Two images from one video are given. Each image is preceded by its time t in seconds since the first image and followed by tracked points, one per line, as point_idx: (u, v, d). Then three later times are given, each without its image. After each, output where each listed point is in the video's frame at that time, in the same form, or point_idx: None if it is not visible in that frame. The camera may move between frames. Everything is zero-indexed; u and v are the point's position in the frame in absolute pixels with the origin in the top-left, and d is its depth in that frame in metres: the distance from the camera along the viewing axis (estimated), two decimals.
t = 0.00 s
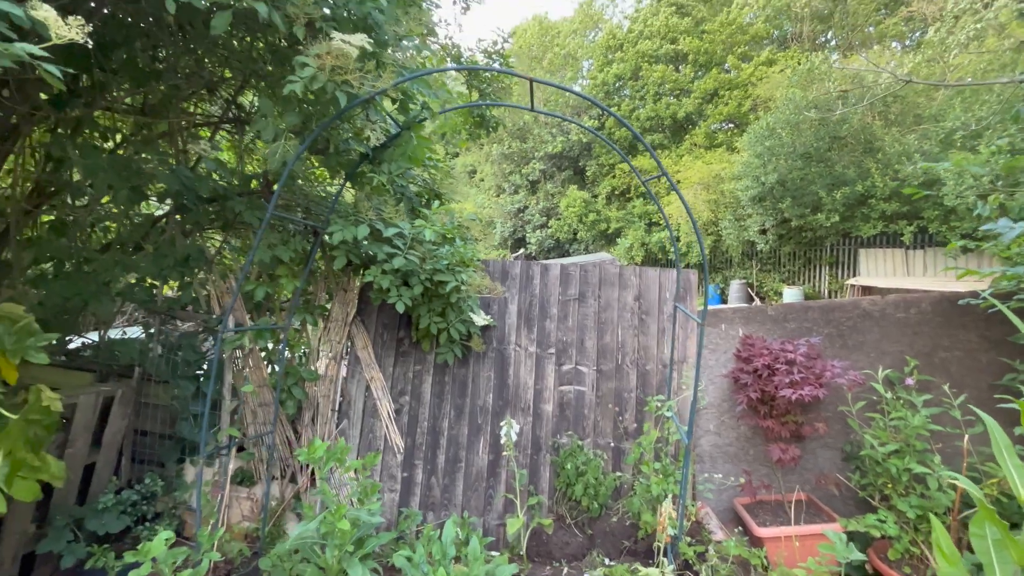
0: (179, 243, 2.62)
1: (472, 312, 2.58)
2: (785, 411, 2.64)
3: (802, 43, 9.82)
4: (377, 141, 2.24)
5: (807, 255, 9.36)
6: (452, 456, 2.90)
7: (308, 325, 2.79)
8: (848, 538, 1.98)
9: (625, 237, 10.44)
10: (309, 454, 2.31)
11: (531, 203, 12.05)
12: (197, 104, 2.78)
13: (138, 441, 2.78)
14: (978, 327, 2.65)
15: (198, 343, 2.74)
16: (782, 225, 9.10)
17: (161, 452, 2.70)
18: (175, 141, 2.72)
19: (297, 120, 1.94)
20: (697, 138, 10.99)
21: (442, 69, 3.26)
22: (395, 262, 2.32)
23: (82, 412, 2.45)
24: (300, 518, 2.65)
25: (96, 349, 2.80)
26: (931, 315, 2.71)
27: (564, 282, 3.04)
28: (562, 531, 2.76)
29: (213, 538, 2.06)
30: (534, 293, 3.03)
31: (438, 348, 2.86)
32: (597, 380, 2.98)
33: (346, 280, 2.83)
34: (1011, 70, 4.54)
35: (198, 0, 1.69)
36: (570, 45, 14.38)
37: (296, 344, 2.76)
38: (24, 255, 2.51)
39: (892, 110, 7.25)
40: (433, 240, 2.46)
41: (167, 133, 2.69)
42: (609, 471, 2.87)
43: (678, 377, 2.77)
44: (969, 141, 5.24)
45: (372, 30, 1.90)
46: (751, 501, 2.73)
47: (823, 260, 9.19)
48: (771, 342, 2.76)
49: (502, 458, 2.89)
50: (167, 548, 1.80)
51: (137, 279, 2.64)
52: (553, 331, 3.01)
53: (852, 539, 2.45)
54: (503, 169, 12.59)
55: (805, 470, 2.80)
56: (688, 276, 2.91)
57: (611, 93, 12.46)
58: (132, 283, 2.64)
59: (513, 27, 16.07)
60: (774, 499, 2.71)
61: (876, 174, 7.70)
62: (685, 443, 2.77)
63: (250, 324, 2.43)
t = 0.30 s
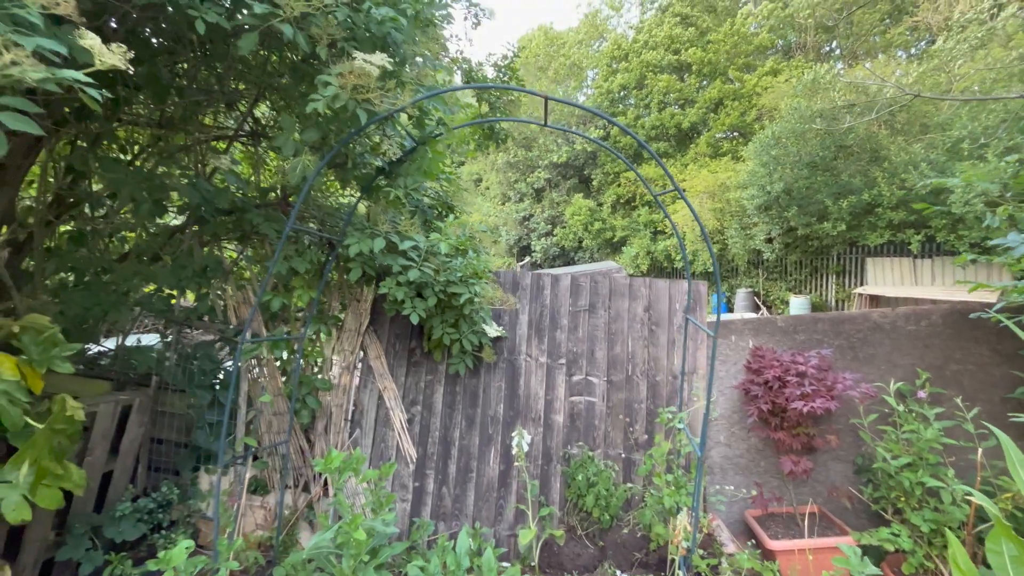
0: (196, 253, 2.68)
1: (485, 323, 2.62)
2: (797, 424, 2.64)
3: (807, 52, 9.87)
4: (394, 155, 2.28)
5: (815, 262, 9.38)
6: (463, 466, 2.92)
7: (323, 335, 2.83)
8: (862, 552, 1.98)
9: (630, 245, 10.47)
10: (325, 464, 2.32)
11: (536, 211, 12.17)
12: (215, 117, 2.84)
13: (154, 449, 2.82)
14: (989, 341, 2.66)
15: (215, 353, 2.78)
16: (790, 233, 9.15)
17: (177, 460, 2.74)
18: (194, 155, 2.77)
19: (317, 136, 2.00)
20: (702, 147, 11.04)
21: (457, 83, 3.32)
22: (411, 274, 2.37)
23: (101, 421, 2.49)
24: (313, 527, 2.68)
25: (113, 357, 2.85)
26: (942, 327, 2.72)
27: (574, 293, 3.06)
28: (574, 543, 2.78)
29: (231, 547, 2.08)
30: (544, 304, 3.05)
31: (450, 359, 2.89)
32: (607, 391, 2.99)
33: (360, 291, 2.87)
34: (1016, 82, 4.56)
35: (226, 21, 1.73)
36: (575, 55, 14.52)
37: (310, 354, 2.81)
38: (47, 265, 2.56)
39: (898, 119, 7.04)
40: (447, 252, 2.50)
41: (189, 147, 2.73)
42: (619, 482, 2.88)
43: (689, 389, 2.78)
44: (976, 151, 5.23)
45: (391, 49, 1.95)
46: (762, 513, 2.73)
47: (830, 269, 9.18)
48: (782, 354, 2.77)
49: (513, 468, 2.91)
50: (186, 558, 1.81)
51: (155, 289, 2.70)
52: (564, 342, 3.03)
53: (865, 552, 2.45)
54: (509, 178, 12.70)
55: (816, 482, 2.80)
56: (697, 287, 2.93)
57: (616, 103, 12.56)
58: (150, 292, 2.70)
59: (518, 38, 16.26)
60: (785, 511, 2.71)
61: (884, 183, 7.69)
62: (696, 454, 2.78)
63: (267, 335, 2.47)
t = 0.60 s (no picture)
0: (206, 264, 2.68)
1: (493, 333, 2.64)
2: (803, 433, 2.65)
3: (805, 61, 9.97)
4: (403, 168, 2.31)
5: (816, 269, 9.41)
6: (470, 476, 2.92)
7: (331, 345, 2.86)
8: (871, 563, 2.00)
9: (631, 252, 10.51)
10: (336, 475, 2.32)
11: (537, 218, 12.25)
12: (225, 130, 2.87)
13: (162, 459, 2.83)
14: (994, 350, 2.68)
15: (224, 364, 2.80)
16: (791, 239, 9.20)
17: (185, 471, 2.75)
18: (206, 167, 2.83)
19: (329, 151, 2.03)
20: (702, 154, 11.11)
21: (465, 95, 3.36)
22: (420, 286, 2.39)
23: (112, 432, 2.51)
24: (321, 538, 2.68)
25: (122, 368, 2.87)
26: (946, 336, 2.74)
27: (580, 303, 3.08)
28: (581, 553, 2.78)
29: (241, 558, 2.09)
30: (550, 314, 3.07)
31: (457, 369, 2.91)
32: (613, 400, 3.00)
33: (367, 302, 2.89)
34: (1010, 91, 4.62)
35: (243, 38, 1.77)
36: (575, 64, 14.70)
37: (319, 364, 2.83)
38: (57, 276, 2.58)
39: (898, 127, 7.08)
40: (455, 263, 2.53)
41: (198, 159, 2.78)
42: (626, 491, 2.89)
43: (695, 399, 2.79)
44: (974, 158, 5.28)
45: (403, 66, 1.99)
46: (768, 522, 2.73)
47: (830, 275, 9.20)
48: (787, 363, 2.78)
49: (520, 478, 2.92)
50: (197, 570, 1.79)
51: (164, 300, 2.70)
52: (570, 351, 3.04)
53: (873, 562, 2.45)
54: (510, 185, 12.79)
55: (823, 491, 2.80)
56: (702, 297, 2.95)
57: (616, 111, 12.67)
58: (160, 303, 2.71)
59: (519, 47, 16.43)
60: (792, 520, 2.71)
61: (883, 191, 7.74)
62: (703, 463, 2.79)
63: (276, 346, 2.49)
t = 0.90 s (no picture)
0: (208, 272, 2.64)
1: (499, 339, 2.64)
2: (807, 435, 2.68)
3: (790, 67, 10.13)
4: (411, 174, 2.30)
5: (804, 272, 9.52)
6: (476, 483, 2.91)
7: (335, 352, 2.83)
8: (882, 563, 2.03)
9: (622, 256, 10.58)
10: (349, 485, 2.25)
11: (528, 222, 12.30)
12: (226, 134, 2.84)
13: (162, 470, 2.78)
14: (991, 351, 2.74)
15: (226, 372, 2.76)
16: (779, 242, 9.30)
17: (186, 481, 2.70)
18: (207, 173, 2.78)
19: (338, 157, 2.02)
20: (692, 159, 11.22)
21: (467, 100, 3.36)
22: (428, 293, 2.39)
23: (112, 443, 2.47)
24: (326, 547, 2.65)
25: (120, 377, 2.82)
26: (944, 338, 2.79)
27: (583, 308, 3.09)
28: (588, 558, 2.79)
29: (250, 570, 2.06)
30: (554, 318, 3.07)
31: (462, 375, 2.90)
32: (618, 404, 3.02)
33: (370, 308, 2.87)
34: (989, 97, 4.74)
35: (255, 42, 1.75)
36: (564, 69, 14.80)
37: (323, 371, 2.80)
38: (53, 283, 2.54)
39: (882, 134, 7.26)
40: (462, 269, 2.52)
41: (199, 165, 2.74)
42: (632, 496, 2.89)
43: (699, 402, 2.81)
44: (955, 162, 5.39)
45: (413, 72, 1.98)
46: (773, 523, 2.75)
47: (819, 278, 9.34)
48: (790, 366, 2.81)
49: (526, 483, 2.91)
50: None
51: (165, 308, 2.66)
52: (574, 356, 3.05)
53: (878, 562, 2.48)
54: (501, 190, 12.83)
55: (826, 492, 2.83)
56: (705, 301, 2.98)
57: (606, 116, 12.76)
58: (160, 311, 2.66)
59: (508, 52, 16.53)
60: (796, 522, 2.74)
61: (870, 195, 7.85)
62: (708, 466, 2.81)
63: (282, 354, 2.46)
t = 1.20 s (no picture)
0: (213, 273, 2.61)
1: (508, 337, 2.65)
2: (811, 429, 2.73)
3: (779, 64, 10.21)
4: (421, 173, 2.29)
5: (794, 267, 9.64)
6: (484, 481, 2.93)
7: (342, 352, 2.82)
8: (890, 553, 2.08)
9: (615, 253, 10.63)
10: (365, 484, 2.29)
11: (520, 220, 12.30)
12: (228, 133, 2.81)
13: (167, 473, 2.75)
14: (987, 345, 2.81)
15: (232, 373, 2.73)
16: (770, 239, 9.41)
17: (194, 484, 2.68)
18: (210, 172, 2.75)
19: (351, 157, 2.01)
20: (682, 156, 11.28)
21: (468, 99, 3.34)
22: (439, 292, 2.39)
23: (119, 446, 2.44)
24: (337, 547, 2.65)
25: (122, 380, 2.77)
26: (942, 333, 2.85)
27: (588, 306, 3.11)
28: (597, 553, 2.82)
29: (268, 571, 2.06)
30: (559, 316, 3.09)
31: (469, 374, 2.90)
32: (623, 401, 3.04)
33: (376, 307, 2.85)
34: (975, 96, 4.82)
35: (269, 41, 1.73)
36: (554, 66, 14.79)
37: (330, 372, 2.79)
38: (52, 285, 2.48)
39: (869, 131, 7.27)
40: (472, 268, 2.53)
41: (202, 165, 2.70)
42: (639, 491, 2.93)
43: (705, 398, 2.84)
44: (942, 161, 5.49)
45: (425, 72, 1.98)
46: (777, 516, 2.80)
47: (808, 274, 9.47)
48: (793, 362, 2.85)
49: (533, 481, 2.93)
50: None
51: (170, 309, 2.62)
52: (580, 354, 3.07)
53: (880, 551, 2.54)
54: (492, 187, 12.80)
55: (828, 485, 2.89)
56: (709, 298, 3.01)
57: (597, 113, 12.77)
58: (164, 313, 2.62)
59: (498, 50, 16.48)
60: (800, 514, 2.79)
61: (857, 191, 7.91)
62: (714, 461, 2.85)
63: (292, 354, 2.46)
